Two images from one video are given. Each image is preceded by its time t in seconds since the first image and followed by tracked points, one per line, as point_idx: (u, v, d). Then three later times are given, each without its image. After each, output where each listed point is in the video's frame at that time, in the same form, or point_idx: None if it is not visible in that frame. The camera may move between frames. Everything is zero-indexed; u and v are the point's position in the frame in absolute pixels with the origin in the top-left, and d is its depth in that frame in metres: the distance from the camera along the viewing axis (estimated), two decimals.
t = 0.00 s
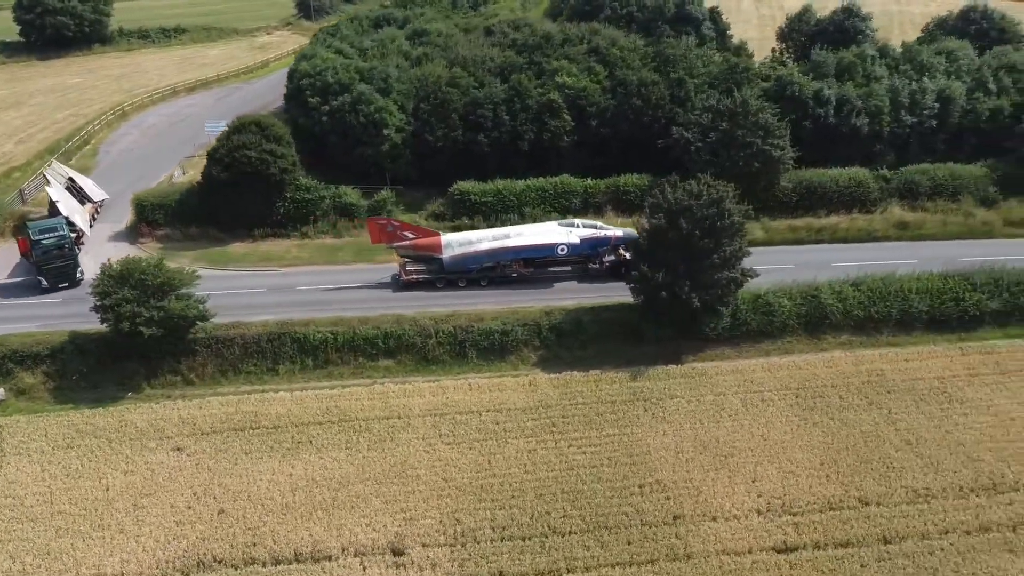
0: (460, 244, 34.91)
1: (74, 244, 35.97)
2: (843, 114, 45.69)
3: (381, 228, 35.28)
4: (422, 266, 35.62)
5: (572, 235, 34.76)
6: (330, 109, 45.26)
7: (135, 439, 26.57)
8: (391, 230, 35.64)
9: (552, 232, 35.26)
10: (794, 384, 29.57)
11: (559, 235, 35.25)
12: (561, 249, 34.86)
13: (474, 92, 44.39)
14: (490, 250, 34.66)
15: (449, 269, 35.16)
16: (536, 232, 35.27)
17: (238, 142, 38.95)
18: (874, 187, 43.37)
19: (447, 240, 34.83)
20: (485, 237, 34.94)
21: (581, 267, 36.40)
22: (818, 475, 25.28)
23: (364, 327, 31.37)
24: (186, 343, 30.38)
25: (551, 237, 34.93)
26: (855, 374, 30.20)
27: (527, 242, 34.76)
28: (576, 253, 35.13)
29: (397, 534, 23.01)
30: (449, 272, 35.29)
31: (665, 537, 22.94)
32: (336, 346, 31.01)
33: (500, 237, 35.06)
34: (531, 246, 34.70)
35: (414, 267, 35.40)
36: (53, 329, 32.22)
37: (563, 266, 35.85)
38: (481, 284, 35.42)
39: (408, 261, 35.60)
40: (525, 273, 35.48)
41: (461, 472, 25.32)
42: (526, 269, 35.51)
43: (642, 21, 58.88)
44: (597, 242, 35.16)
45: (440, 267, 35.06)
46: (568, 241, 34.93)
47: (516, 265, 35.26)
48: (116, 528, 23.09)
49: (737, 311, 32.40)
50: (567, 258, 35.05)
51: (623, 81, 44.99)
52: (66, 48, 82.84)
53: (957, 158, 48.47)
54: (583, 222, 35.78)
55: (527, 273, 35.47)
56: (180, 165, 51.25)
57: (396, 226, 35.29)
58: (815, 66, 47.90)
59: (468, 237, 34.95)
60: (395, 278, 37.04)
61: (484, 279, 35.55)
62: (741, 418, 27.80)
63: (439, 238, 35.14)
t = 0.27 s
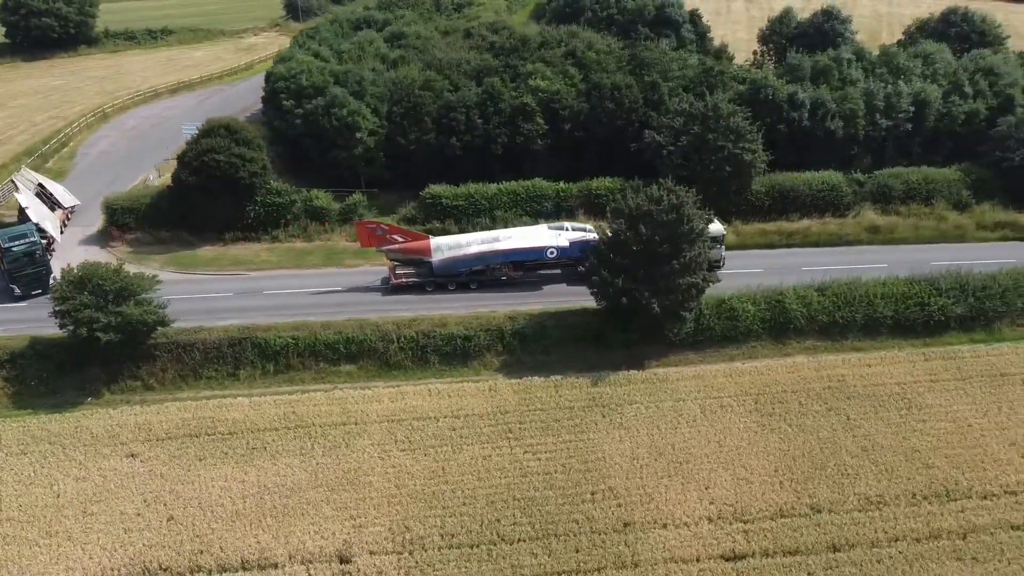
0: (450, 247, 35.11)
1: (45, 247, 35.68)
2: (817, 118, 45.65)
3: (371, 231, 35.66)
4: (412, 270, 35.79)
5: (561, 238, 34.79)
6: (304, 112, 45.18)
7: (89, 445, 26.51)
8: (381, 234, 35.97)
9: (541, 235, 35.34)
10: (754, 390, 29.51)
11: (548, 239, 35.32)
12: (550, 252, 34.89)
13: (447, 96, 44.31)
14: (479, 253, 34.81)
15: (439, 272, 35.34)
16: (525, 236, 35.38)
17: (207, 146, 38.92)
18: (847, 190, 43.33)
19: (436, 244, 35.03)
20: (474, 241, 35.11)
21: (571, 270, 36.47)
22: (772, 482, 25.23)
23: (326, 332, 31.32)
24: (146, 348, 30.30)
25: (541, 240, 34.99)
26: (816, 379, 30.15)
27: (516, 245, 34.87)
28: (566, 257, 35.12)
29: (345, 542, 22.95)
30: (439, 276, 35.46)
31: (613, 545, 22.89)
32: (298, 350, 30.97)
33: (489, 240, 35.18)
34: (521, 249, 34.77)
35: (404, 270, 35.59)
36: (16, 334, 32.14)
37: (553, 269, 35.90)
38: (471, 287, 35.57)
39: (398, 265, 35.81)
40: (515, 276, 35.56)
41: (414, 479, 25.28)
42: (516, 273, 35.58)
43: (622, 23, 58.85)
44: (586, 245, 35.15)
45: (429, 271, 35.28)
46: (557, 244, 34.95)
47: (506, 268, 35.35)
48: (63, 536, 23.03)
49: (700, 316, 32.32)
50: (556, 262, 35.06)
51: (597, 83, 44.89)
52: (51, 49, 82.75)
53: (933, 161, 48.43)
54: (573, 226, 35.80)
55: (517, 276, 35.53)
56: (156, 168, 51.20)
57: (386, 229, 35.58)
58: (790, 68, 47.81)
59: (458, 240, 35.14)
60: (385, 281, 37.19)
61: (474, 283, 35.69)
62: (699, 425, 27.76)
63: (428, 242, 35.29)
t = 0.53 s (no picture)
0: (439, 250, 34.99)
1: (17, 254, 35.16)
2: (792, 121, 45.56)
3: (360, 235, 35.45)
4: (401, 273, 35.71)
5: (551, 241, 34.47)
6: (278, 116, 45.15)
7: (43, 451, 26.48)
8: (371, 237, 35.73)
9: (532, 238, 35.05)
10: (714, 396, 29.41)
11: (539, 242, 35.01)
12: (540, 255, 34.57)
13: (420, 99, 44.24)
14: (468, 256, 34.64)
15: (429, 276, 35.22)
16: (516, 238, 35.12)
17: (176, 150, 38.92)
18: (821, 194, 43.24)
19: (425, 247, 34.92)
20: (463, 244, 34.96)
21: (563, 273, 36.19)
22: (725, 490, 25.13)
23: (287, 337, 31.26)
24: (107, 353, 30.25)
25: (531, 243, 34.68)
26: (778, 386, 30.05)
27: (505, 248, 34.61)
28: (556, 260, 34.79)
29: (292, 549, 22.88)
30: (429, 279, 35.33)
31: (560, 553, 22.80)
32: (259, 355, 30.89)
33: (478, 243, 34.98)
34: (511, 252, 34.49)
35: (394, 274, 35.48)
36: None
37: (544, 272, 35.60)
38: (461, 290, 35.43)
39: (388, 268, 35.71)
40: (506, 279, 35.29)
41: (366, 486, 25.21)
42: (506, 276, 35.29)
43: (603, 26, 58.79)
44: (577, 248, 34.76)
45: (419, 274, 35.23)
46: (547, 247, 34.61)
47: (496, 272, 35.11)
48: (10, 543, 22.98)
49: (664, 321, 32.23)
50: (547, 265, 34.72)
51: (571, 87, 44.81)
52: (38, 51, 82.76)
53: (909, 165, 48.34)
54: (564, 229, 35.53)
55: (508, 279, 35.27)
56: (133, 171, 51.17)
57: (375, 233, 35.40)
58: (766, 72, 47.76)
59: (447, 244, 34.98)
60: (375, 284, 37.12)
61: (464, 286, 35.53)
62: (656, 431, 27.66)
63: (417, 245, 35.12)
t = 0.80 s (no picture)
0: (430, 254, 35.21)
1: None
2: (768, 125, 45.42)
3: (350, 238, 35.38)
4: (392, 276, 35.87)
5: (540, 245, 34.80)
6: (253, 119, 45.08)
7: None
8: (361, 241, 35.89)
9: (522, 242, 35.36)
10: (674, 403, 29.28)
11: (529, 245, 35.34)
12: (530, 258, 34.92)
13: (394, 102, 44.15)
14: (459, 259, 34.89)
15: (420, 279, 35.36)
16: (506, 242, 35.47)
17: (145, 153, 38.93)
18: (796, 198, 43.11)
19: (416, 250, 35.18)
20: (454, 247, 35.23)
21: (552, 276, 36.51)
22: (678, 498, 25.01)
23: (249, 343, 31.19)
24: (66, 358, 30.18)
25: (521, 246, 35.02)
26: (739, 392, 29.91)
27: (496, 251, 34.96)
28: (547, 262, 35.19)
29: (238, 557, 22.80)
30: (420, 282, 35.52)
31: (508, 562, 22.70)
32: (220, 361, 30.82)
33: (469, 246, 35.28)
34: (501, 255, 34.84)
35: (384, 277, 35.71)
36: None
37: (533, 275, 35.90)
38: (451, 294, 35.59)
39: (379, 271, 35.91)
40: (496, 281, 35.57)
41: (317, 493, 25.13)
42: (497, 278, 35.54)
43: (584, 28, 58.64)
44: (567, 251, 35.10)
45: (410, 277, 35.25)
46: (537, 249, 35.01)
47: (486, 275, 35.35)
48: None
49: (628, 327, 32.14)
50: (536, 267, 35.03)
51: (546, 90, 44.69)
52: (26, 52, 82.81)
53: (887, 169, 48.20)
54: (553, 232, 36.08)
55: (498, 282, 35.51)
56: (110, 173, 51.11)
57: (366, 236, 35.68)
58: (743, 75, 47.61)
59: (438, 247, 35.23)
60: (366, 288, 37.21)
61: (454, 289, 35.70)
62: (614, 438, 27.55)
63: (408, 248, 35.35)
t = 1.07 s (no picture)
0: (422, 257, 34.97)
1: None
2: (745, 129, 45.26)
3: (343, 242, 35.03)
4: (384, 279, 35.66)
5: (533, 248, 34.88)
6: (228, 122, 45.02)
7: None
8: (352, 244, 35.54)
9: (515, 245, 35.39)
10: (635, 410, 29.12)
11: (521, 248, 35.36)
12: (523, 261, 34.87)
13: (369, 105, 44.07)
14: (452, 262, 34.74)
15: (412, 282, 35.27)
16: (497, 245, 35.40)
17: (115, 156, 39.13)
18: (771, 203, 42.94)
19: (408, 254, 34.85)
20: (447, 250, 34.91)
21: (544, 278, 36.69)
22: (631, 506, 24.87)
23: (210, 347, 31.15)
24: (26, 362, 30.15)
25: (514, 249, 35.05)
26: (701, 399, 29.75)
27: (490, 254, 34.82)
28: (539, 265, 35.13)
29: (184, 564, 22.71)
30: (411, 285, 35.43)
31: (454, 571, 22.57)
32: (181, 365, 30.76)
33: (462, 249, 35.06)
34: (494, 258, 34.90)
35: (376, 280, 35.43)
36: None
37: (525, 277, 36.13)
38: (442, 296, 35.56)
39: (371, 274, 35.68)
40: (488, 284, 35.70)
41: (269, 500, 25.04)
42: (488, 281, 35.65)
43: (566, 31, 58.52)
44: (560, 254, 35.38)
45: (402, 281, 35.13)
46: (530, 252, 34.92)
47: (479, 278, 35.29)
48: None
49: (592, 333, 32.00)
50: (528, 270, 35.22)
51: (522, 93, 44.55)
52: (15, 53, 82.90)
53: (866, 174, 48.01)
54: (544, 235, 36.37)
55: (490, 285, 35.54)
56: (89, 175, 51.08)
57: (358, 239, 35.14)
58: (721, 79, 47.43)
59: (430, 250, 34.96)
60: (358, 291, 37.17)
61: (446, 292, 35.73)
62: (571, 445, 27.42)
63: (401, 251, 35.07)
